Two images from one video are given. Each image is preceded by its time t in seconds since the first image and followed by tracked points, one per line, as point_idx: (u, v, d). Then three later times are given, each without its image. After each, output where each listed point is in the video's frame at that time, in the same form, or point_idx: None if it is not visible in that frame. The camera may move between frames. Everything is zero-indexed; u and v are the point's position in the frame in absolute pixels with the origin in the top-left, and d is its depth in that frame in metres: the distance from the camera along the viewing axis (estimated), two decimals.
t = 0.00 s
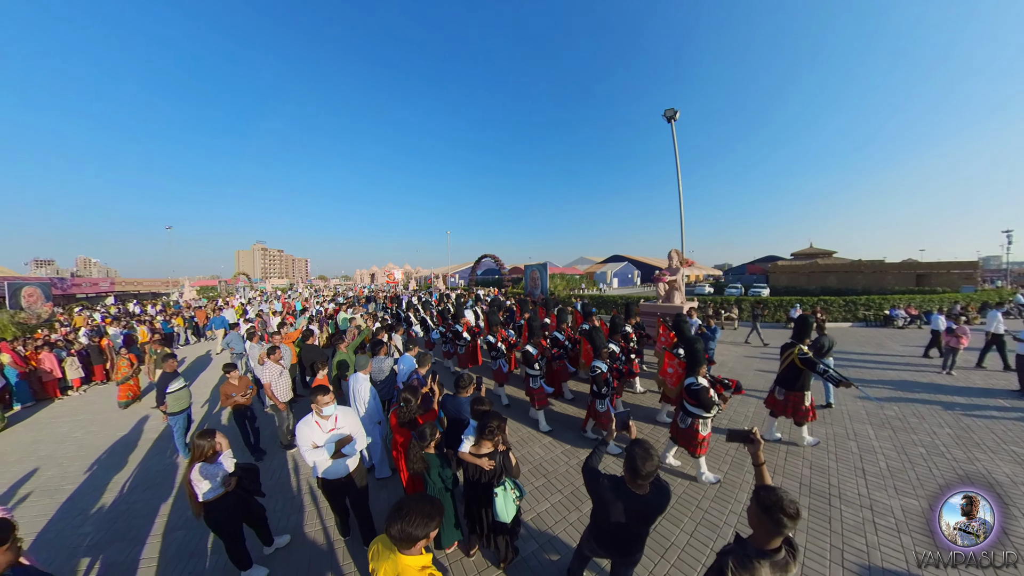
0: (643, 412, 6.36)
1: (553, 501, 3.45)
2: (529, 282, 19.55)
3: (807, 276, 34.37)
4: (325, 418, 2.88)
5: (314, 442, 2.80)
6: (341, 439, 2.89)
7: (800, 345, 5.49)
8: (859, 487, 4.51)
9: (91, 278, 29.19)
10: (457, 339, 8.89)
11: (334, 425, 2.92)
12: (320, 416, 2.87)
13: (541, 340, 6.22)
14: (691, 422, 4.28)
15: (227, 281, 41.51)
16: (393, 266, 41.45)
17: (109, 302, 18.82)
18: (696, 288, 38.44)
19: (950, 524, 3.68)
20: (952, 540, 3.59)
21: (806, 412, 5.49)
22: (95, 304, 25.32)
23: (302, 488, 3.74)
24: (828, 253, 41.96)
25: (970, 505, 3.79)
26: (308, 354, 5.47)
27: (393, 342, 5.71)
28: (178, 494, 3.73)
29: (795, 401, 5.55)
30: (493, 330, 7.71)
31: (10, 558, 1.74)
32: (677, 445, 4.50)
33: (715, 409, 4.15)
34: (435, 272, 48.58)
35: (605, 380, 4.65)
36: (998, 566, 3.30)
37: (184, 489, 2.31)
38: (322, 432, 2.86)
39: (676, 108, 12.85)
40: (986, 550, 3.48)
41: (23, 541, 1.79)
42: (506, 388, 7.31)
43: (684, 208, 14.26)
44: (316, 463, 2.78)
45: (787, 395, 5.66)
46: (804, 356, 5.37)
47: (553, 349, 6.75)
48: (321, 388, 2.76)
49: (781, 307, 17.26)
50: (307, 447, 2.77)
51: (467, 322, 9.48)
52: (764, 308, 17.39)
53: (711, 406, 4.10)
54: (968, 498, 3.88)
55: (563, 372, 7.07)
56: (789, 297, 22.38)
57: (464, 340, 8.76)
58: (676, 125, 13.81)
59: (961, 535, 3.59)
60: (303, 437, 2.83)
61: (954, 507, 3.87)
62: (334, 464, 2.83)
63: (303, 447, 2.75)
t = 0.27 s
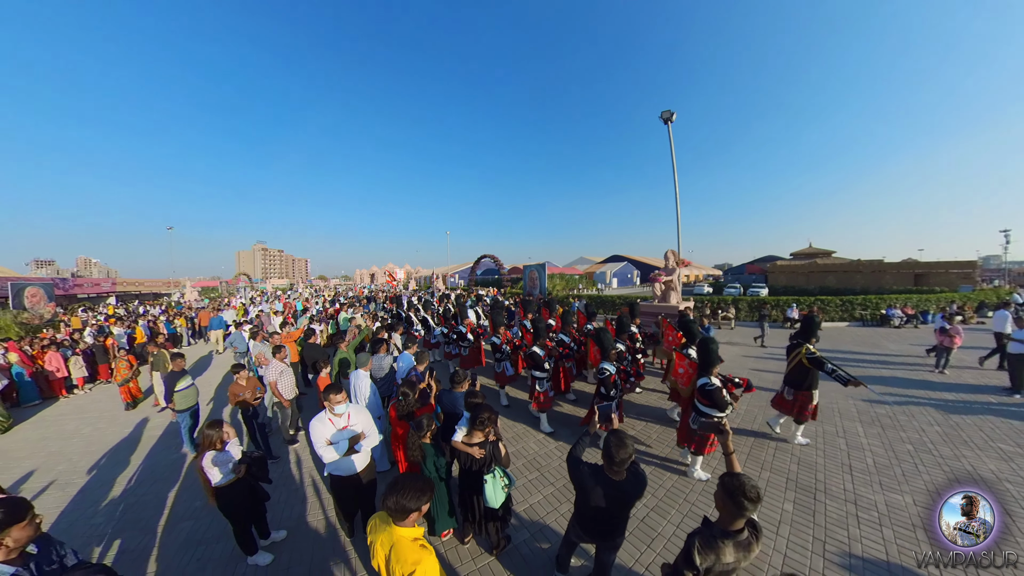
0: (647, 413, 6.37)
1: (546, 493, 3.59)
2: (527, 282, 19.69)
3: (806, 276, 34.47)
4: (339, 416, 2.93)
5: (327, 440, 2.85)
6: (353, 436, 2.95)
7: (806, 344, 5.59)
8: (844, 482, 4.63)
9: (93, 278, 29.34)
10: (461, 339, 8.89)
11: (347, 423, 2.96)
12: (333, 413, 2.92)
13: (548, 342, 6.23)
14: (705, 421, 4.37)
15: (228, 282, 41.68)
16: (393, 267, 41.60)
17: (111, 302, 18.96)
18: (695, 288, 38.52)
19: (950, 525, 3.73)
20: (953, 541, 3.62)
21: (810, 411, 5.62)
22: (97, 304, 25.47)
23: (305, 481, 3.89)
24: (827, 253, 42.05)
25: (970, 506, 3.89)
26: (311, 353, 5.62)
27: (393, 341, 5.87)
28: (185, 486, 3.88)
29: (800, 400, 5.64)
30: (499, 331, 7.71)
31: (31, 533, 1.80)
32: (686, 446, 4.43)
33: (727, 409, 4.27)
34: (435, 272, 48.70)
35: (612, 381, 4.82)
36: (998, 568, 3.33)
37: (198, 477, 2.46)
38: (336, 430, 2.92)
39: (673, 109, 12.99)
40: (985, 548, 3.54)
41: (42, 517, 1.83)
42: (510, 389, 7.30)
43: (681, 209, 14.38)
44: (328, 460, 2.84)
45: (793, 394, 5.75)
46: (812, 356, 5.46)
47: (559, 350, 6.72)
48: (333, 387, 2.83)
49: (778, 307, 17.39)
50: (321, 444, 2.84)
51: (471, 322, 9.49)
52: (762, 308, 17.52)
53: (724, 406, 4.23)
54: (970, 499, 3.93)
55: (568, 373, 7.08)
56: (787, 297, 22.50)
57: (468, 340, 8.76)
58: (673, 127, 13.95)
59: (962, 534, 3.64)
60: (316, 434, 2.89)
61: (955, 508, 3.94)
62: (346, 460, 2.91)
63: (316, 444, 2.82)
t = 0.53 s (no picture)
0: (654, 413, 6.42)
1: (540, 482, 3.77)
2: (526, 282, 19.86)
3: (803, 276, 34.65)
4: (351, 413, 2.97)
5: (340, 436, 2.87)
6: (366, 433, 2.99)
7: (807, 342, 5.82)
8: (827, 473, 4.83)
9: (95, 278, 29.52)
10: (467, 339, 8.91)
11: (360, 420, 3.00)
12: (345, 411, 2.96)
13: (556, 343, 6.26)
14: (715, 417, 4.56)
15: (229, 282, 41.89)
16: (393, 267, 41.79)
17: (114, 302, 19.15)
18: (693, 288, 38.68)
19: (950, 524, 3.72)
20: (953, 541, 3.61)
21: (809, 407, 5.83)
22: (99, 304, 25.66)
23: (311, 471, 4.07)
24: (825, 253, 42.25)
25: (970, 505, 3.84)
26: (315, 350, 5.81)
27: (395, 339, 6.06)
28: (197, 478, 4.08)
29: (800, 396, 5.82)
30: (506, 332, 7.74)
31: (61, 510, 1.97)
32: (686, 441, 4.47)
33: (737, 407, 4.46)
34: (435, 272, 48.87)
35: (622, 381, 4.76)
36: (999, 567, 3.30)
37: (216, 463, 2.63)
38: (348, 427, 2.95)
39: (669, 112, 13.19)
40: (985, 547, 3.52)
41: (71, 497, 1.99)
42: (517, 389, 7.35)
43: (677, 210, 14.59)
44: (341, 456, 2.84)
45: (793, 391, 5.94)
46: (815, 354, 5.68)
47: (566, 351, 6.78)
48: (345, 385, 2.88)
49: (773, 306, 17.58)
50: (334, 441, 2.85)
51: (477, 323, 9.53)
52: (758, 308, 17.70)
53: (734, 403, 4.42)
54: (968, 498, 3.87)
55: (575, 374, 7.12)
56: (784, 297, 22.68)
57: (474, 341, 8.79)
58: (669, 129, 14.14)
59: (961, 535, 3.62)
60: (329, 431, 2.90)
61: (956, 506, 3.90)
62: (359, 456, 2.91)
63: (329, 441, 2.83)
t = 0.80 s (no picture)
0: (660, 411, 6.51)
1: (536, 472, 3.94)
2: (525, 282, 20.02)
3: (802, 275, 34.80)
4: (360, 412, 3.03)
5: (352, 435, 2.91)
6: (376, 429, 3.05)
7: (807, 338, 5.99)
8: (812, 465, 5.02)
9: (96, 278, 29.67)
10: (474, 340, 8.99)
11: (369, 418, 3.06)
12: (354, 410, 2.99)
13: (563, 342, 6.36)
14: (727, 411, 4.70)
15: (230, 282, 42.03)
16: (393, 267, 41.93)
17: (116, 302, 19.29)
18: (692, 288, 38.80)
19: (951, 525, 3.75)
20: (953, 540, 3.65)
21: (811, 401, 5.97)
22: (100, 304, 25.82)
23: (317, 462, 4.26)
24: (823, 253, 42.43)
25: (972, 506, 3.91)
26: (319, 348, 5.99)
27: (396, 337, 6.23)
28: (207, 469, 4.27)
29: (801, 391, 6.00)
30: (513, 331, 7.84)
31: (91, 492, 2.13)
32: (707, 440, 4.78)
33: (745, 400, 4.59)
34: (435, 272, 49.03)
35: (632, 380, 4.84)
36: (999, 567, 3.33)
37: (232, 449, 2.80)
38: (359, 425, 2.99)
39: (666, 114, 13.36)
40: (987, 548, 3.55)
41: (100, 480, 2.15)
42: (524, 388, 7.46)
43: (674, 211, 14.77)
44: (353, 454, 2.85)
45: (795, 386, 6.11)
46: (814, 350, 5.84)
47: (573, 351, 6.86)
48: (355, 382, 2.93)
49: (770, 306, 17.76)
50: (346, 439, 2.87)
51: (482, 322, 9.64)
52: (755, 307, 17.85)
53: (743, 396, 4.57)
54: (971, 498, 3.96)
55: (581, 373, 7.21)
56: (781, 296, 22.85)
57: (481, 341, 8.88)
58: (667, 131, 14.31)
59: (962, 534, 3.66)
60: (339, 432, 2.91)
61: (957, 507, 3.97)
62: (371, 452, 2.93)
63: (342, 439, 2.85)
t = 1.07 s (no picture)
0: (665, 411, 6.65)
1: (534, 466, 4.08)
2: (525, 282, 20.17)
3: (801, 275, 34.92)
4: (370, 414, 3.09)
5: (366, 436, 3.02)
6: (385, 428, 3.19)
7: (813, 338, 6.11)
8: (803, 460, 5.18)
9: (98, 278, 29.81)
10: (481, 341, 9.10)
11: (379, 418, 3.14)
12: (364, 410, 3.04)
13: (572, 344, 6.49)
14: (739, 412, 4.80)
15: (231, 282, 42.19)
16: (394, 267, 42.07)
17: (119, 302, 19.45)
18: (692, 288, 38.93)
19: (951, 524, 3.76)
20: (953, 540, 3.65)
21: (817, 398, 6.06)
22: (102, 304, 25.95)
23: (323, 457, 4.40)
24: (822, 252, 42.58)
25: (972, 506, 3.91)
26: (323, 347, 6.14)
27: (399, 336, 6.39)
28: (217, 464, 4.42)
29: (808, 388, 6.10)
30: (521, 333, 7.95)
31: (118, 484, 2.29)
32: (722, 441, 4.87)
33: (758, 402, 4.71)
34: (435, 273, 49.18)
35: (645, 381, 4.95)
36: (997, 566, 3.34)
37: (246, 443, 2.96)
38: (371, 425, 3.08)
39: (665, 116, 13.52)
40: (986, 548, 3.57)
41: (126, 473, 2.31)
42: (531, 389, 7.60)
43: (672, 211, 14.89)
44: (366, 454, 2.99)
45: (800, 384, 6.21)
46: (819, 350, 5.95)
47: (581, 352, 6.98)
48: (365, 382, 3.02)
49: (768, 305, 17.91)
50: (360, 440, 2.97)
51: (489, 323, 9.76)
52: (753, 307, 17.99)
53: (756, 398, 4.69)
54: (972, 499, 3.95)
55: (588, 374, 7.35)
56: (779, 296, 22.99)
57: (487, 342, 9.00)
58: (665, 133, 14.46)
59: (961, 534, 3.67)
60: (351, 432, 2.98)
61: (957, 507, 3.97)
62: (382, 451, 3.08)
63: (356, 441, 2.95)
